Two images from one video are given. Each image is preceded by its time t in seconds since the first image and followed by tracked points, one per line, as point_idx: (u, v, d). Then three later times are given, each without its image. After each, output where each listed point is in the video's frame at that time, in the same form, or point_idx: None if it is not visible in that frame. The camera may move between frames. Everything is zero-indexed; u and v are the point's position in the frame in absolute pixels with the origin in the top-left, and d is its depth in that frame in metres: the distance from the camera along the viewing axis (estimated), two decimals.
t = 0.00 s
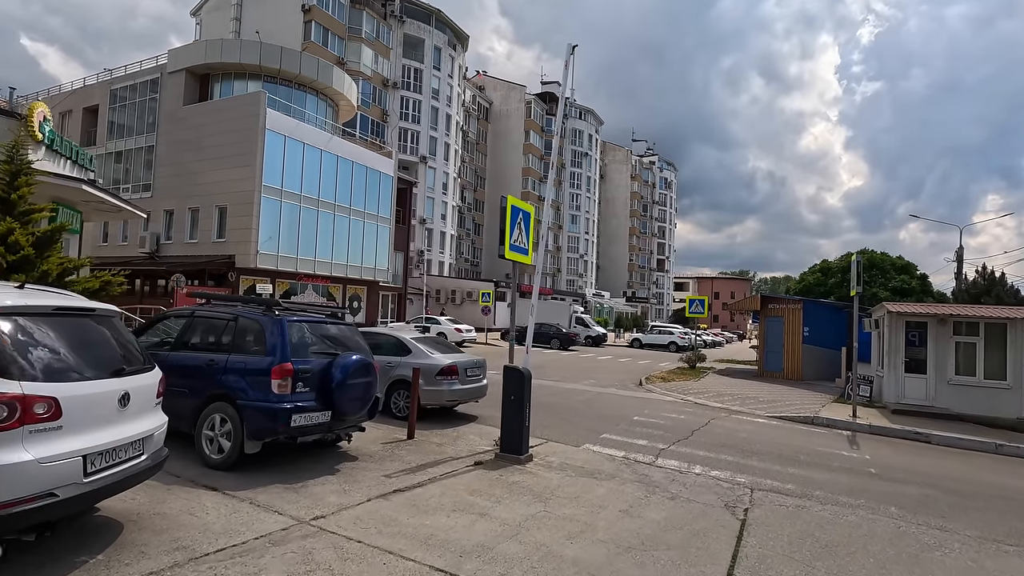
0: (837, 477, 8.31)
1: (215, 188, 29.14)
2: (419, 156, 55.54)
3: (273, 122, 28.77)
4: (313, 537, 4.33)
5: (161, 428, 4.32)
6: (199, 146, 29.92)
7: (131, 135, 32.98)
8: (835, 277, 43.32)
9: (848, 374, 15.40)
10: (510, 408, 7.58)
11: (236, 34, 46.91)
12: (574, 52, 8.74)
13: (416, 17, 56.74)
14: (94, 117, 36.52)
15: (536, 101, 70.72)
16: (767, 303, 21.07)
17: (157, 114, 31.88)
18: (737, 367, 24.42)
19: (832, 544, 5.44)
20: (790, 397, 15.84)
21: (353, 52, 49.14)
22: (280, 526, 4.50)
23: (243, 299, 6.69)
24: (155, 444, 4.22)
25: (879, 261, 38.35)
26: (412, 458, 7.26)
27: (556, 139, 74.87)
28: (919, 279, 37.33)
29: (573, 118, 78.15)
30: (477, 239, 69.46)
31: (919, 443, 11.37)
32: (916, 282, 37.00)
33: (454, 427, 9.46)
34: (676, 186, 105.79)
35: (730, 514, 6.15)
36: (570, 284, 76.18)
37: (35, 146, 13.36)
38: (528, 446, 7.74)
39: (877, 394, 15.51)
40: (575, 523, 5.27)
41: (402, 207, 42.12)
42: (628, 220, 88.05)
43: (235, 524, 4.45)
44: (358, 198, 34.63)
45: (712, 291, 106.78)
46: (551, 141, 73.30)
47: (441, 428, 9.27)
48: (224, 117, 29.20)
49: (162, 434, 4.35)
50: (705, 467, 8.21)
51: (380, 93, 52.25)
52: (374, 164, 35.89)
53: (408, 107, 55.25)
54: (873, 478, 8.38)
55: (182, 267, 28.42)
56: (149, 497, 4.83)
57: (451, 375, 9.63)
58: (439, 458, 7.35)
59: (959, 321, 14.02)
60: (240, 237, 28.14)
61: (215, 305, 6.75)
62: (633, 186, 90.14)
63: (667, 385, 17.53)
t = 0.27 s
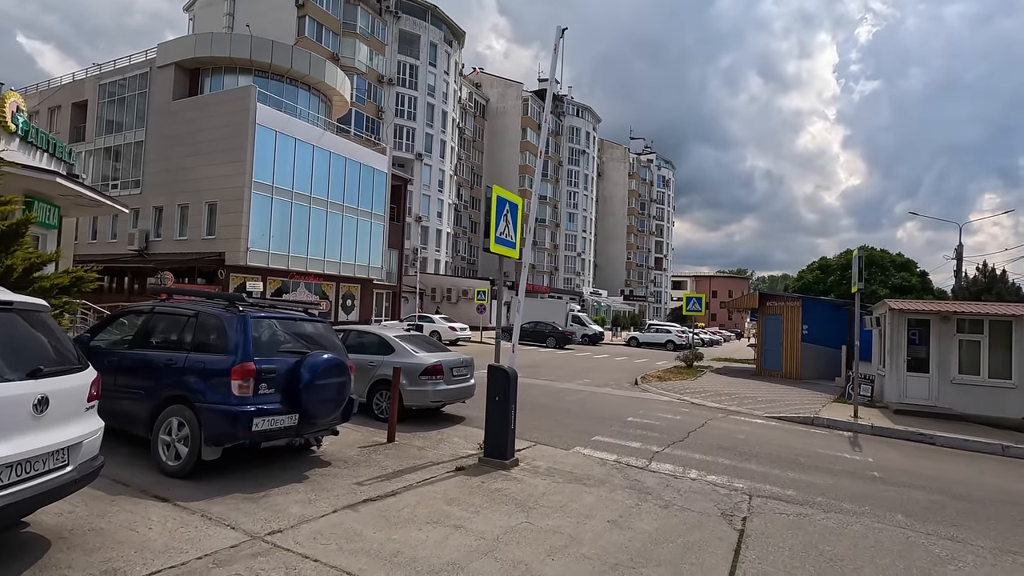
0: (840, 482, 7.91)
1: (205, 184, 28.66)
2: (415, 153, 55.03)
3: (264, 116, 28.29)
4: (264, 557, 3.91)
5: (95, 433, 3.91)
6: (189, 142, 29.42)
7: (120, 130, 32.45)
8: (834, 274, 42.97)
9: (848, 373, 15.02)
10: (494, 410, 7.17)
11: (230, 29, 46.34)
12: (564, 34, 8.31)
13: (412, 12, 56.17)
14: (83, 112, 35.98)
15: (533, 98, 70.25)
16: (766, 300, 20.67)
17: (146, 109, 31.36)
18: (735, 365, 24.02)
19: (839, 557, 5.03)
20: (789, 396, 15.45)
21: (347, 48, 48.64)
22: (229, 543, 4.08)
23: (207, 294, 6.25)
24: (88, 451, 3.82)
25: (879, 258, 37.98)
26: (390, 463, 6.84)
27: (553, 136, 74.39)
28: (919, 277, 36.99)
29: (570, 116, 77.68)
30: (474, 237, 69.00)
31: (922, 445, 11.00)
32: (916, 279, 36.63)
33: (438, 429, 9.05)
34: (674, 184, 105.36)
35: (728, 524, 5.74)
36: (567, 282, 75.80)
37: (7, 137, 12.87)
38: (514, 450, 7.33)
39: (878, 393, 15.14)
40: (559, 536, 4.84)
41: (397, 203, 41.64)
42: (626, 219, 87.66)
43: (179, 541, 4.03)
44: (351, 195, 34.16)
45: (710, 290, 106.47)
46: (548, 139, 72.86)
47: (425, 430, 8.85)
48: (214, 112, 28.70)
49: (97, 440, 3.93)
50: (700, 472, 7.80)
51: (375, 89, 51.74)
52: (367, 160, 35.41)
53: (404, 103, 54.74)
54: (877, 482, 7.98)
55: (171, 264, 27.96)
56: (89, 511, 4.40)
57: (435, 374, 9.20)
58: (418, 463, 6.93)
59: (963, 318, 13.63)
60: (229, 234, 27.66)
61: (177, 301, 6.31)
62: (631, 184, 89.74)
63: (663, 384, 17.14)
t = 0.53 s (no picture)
0: (838, 486, 7.54)
1: (189, 179, 28.03)
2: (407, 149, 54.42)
3: (250, 110, 27.68)
4: None
5: (10, 443, 3.45)
6: (173, 135, 28.79)
7: (104, 125, 31.76)
8: (829, 272, 42.71)
9: (845, 371, 14.69)
10: (474, 413, 6.73)
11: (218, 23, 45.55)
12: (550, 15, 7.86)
13: (404, 6, 55.47)
14: (66, 106, 35.22)
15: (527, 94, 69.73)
16: (760, 297, 20.35)
17: (129, 102, 30.69)
18: (729, 363, 23.67)
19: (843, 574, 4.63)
20: (784, 395, 15.09)
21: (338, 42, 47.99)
22: (163, 567, 3.64)
23: (161, 290, 5.77)
24: None
25: (874, 255, 37.75)
26: (362, 470, 6.38)
27: (547, 132, 73.88)
28: (914, 274, 36.79)
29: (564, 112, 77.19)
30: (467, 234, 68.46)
31: (922, 446, 10.65)
32: (912, 276, 36.43)
33: (419, 431, 8.60)
34: (668, 181, 105.08)
35: (722, 536, 5.34)
36: (561, 279, 75.39)
37: None
38: (495, 456, 6.90)
39: (875, 392, 14.81)
40: (537, 555, 4.42)
41: (388, 199, 41.07)
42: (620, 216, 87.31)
43: (105, 566, 3.59)
44: (340, 191, 33.60)
45: (704, 287, 106.34)
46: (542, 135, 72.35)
47: (405, 433, 8.39)
48: (199, 105, 28.07)
49: (11, 450, 3.47)
50: (692, 477, 7.40)
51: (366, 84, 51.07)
52: (357, 155, 34.84)
53: (396, 99, 54.07)
54: (877, 487, 7.61)
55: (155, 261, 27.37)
56: (11, 530, 3.95)
57: (416, 375, 8.75)
58: (391, 470, 6.48)
59: (961, 315, 13.33)
60: (214, 229, 27.08)
61: (129, 296, 5.82)
62: (625, 181, 89.40)
63: (656, 382, 16.77)
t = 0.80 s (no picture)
0: (827, 488, 7.23)
1: (168, 174, 27.39)
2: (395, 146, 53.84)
3: (231, 104, 27.08)
4: None
5: None
6: (152, 129, 28.13)
7: (81, 119, 30.98)
8: (818, 269, 42.70)
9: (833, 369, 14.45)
10: (443, 414, 6.34)
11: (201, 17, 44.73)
12: None
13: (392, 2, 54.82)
14: (42, 100, 34.36)
15: (516, 92, 69.34)
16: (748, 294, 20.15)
17: (107, 95, 29.95)
18: (718, 362, 23.43)
19: None
20: (772, 393, 14.83)
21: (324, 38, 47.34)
22: None
23: (98, 282, 5.31)
24: None
25: (863, 253, 37.75)
26: (322, 475, 5.96)
27: (537, 130, 73.52)
28: (903, 271, 36.83)
29: (554, 110, 76.86)
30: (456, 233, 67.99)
31: (911, 444, 10.40)
32: (900, 273, 36.47)
33: (390, 433, 8.20)
34: (659, 180, 105.10)
35: (703, 544, 4.99)
36: (551, 278, 75.14)
37: None
38: (466, 459, 6.52)
39: (864, 390, 14.59)
40: (500, 568, 4.05)
41: (375, 197, 40.52)
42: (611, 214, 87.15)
43: None
44: (325, 187, 33.06)
45: (694, 286, 106.52)
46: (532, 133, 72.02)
47: (375, 435, 7.99)
48: (178, 98, 27.43)
49: None
50: (675, 480, 7.05)
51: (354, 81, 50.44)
52: (343, 151, 34.28)
53: (384, 95, 53.44)
54: (866, 489, 7.31)
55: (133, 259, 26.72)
56: None
57: (388, 374, 8.35)
58: (353, 475, 6.08)
59: (951, 311, 13.12)
60: (194, 226, 26.46)
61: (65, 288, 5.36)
62: (616, 179, 89.27)
63: (642, 381, 16.46)
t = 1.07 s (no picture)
0: (811, 496, 6.91)
1: (144, 172, 26.68)
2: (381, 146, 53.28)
3: (208, 100, 26.44)
4: None
5: None
6: (126, 126, 27.38)
7: (54, 115, 30.11)
8: (804, 271, 42.78)
9: (818, 370, 14.24)
10: (404, 420, 5.94)
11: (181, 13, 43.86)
12: None
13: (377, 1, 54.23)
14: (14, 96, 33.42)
15: (504, 93, 69.08)
16: (734, 295, 19.96)
17: (80, 91, 29.14)
18: (703, 363, 23.22)
19: None
20: (757, 395, 14.60)
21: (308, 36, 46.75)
22: None
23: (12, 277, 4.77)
24: None
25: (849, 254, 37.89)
26: (270, 487, 5.51)
27: (525, 132, 73.26)
28: (887, 272, 37.02)
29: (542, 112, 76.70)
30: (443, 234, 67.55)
31: (897, 448, 10.15)
32: (884, 274, 36.63)
33: (354, 440, 7.77)
34: (647, 182, 105.36)
35: (677, 560, 4.66)
36: (539, 279, 74.88)
37: None
38: (429, 469, 6.12)
39: (848, 391, 14.40)
40: None
41: (358, 197, 39.95)
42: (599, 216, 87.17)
43: None
44: (307, 187, 32.47)
45: (682, 288, 106.88)
46: (520, 134, 71.73)
47: (338, 442, 7.55)
48: (153, 94, 26.73)
49: None
50: (652, 488, 6.69)
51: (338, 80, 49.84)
52: (325, 150, 33.70)
53: (369, 95, 52.86)
54: (851, 496, 7.00)
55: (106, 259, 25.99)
56: None
57: (352, 377, 7.90)
58: (306, 486, 5.65)
59: (936, 311, 12.94)
60: (169, 226, 25.79)
61: None
62: (603, 181, 89.33)
63: (625, 382, 16.18)
